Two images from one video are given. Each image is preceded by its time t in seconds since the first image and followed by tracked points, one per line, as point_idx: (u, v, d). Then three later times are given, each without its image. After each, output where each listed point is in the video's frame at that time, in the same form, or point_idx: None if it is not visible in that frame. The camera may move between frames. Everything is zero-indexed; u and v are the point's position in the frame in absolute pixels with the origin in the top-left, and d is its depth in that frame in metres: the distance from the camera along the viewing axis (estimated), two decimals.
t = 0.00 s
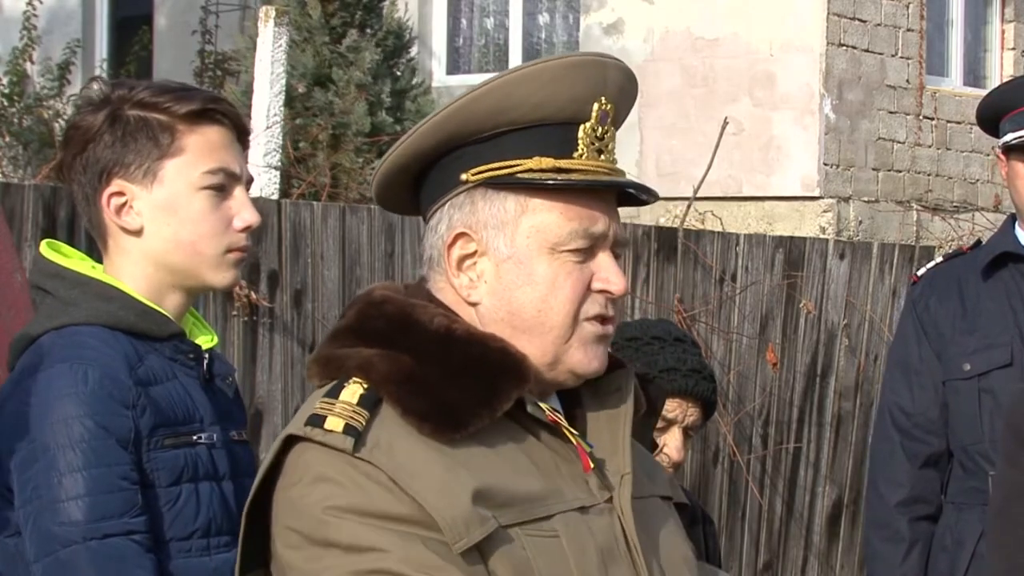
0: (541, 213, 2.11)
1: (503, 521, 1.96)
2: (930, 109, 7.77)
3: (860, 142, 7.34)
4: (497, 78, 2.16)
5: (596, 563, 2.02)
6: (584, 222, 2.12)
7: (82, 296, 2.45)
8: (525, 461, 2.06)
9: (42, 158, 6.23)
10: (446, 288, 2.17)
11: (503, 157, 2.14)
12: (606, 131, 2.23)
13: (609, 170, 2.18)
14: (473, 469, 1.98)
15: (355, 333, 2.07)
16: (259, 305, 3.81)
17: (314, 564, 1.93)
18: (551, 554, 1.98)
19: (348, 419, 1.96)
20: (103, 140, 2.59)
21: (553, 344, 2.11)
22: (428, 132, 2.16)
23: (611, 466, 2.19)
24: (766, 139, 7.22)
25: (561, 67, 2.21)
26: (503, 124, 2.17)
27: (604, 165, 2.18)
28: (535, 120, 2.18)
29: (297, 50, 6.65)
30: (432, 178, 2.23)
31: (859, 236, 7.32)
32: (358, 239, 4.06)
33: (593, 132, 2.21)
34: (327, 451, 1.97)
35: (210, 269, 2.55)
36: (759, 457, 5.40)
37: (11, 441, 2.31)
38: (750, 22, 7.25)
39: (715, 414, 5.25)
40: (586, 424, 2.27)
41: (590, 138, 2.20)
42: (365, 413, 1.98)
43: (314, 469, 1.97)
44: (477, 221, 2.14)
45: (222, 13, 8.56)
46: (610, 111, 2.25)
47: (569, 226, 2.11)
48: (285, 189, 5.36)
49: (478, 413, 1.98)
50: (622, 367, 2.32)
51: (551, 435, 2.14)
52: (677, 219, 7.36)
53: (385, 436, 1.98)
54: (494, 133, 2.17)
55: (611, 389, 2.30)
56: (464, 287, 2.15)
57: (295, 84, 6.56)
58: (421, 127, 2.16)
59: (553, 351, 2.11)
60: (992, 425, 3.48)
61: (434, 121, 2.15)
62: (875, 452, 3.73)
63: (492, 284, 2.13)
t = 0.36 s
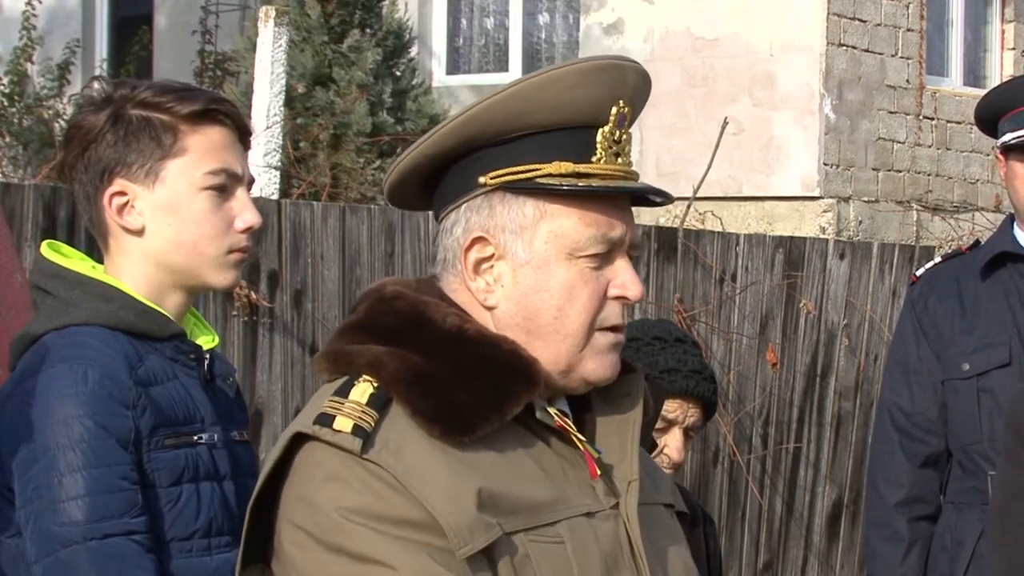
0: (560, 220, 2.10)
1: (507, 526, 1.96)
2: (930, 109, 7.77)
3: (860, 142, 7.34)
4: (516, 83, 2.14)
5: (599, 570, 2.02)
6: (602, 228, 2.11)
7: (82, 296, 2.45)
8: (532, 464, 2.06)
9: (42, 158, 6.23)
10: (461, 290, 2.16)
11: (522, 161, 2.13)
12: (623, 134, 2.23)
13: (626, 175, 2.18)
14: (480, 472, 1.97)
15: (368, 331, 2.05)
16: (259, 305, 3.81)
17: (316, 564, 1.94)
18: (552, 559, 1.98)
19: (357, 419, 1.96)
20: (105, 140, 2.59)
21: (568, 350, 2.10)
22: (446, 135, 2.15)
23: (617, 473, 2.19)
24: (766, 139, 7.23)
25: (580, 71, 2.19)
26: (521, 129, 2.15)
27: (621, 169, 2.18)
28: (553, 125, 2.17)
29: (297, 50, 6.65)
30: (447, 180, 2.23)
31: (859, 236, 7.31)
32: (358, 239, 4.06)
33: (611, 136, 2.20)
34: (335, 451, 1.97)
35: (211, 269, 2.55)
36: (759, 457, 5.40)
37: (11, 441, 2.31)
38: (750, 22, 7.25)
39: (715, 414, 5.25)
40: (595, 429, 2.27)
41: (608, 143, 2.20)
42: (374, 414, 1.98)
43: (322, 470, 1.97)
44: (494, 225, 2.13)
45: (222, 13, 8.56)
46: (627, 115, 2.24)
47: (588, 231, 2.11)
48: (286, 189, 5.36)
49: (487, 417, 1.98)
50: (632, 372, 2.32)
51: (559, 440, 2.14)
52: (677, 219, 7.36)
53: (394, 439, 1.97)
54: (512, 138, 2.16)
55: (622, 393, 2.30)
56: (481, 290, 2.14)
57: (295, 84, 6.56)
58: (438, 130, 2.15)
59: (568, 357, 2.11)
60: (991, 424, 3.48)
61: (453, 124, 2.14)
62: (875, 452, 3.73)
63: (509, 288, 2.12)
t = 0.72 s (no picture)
0: (553, 231, 2.09)
1: (492, 532, 1.96)
2: (930, 109, 7.77)
3: (860, 142, 7.34)
4: (515, 91, 2.13)
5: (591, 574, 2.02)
6: (596, 237, 2.09)
7: (82, 296, 2.45)
8: (522, 468, 2.06)
9: (42, 158, 6.23)
10: (459, 296, 2.17)
11: (518, 170, 2.12)
12: (627, 144, 2.20)
13: (628, 185, 2.14)
14: (466, 478, 1.98)
15: (365, 331, 2.05)
16: (259, 305, 3.81)
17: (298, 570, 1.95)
18: (541, 566, 1.98)
19: (342, 425, 1.96)
20: (107, 140, 2.59)
21: (559, 358, 2.09)
22: (445, 140, 2.16)
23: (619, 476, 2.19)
24: (766, 139, 7.23)
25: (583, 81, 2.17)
26: (520, 137, 2.15)
27: (623, 180, 2.14)
28: (554, 136, 2.16)
29: (298, 50, 6.65)
30: (452, 183, 2.24)
31: (859, 236, 7.31)
32: (358, 239, 4.06)
33: (612, 146, 2.18)
34: (319, 457, 1.97)
35: (212, 270, 2.55)
36: (759, 457, 5.41)
37: (11, 441, 2.31)
38: (750, 22, 7.25)
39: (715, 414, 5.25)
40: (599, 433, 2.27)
41: (608, 152, 2.17)
42: (360, 420, 1.98)
43: (305, 477, 1.97)
44: (491, 231, 2.13)
45: (222, 13, 8.57)
46: (631, 124, 2.21)
47: (583, 240, 2.09)
48: (286, 189, 5.36)
49: (474, 423, 1.97)
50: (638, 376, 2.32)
51: (555, 444, 2.14)
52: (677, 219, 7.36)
53: (379, 444, 1.97)
54: (512, 146, 2.15)
55: (626, 395, 2.31)
56: (477, 296, 2.14)
57: (295, 84, 6.56)
58: (438, 135, 2.16)
59: (558, 366, 2.10)
60: (990, 425, 3.49)
61: (451, 131, 2.15)
62: (875, 452, 3.73)
63: (504, 295, 2.12)
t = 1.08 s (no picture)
0: (540, 253, 2.08)
1: (451, 544, 1.95)
2: (930, 109, 7.77)
3: (860, 142, 7.33)
4: (507, 111, 2.12)
5: None
6: (583, 259, 2.07)
7: (80, 296, 2.45)
8: (491, 479, 2.06)
9: (42, 158, 6.24)
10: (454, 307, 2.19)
11: (512, 188, 2.13)
12: (624, 168, 2.18)
13: (621, 210, 2.13)
14: (426, 489, 1.98)
15: (353, 338, 2.04)
16: (259, 305, 3.81)
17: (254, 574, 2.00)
18: None
19: (297, 441, 2.02)
20: (105, 139, 2.59)
21: (543, 378, 2.08)
22: (442, 151, 2.18)
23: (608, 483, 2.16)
24: (766, 139, 7.23)
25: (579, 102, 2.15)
26: (513, 156, 2.15)
27: (617, 204, 2.13)
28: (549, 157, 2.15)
29: (298, 50, 6.66)
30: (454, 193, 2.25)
31: (859, 236, 7.31)
32: (358, 239, 4.06)
33: (607, 170, 2.16)
34: (278, 471, 2.02)
35: (210, 270, 2.55)
36: (759, 457, 5.40)
37: (9, 441, 2.31)
38: (750, 22, 7.25)
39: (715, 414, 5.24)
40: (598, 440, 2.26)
41: (601, 177, 2.16)
42: (319, 433, 2.03)
43: (265, 491, 2.03)
44: (481, 246, 2.14)
45: (222, 13, 8.57)
46: (629, 149, 2.19)
47: (569, 261, 2.07)
48: (286, 189, 5.37)
49: (431, 438, 1.97)
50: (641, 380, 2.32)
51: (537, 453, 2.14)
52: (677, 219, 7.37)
53: (335, 457, 2.00)
54: (506, 163, 2.16)
55: (629, 398, 2.30)
56: (466, 307, 2.16)
57: (295, 84, 6.56)
58: (434, 145, 2.18)
59: (543, 386, 2.09)
60: (989, 425, 3.49)
61: (446, 143, 2.16)
62: (874, 452, 3.73)
63: (492, 310, 2.12)
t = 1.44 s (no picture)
0: (526, 241, 2.09)
1: (440, 546, 1.97)
2: (930, 109, 7.76)
3: (860, 142, 7.33)
4: (487, 101, 2.13)
5: None
6: (571, 245, 2.08)
7: (76, 296, 2.45)
8: (484, 478, 2.06)
9: (42, 158, 6.24)
10: (444, 303, 2.19)
11: (496, 177, 2.13)
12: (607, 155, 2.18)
13: (606, 197, 2.13)
14: (416, 490, 1.99)
15: (345, 341, 2.03)
16: (259, 305, 3.81)
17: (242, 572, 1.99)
18: None
19: (288, 440, 2.02)
20: (103, 139, 2.59)
21: (536, 369, 2.08)
22: (426, 143, 2.19)
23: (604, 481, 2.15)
24: (766, 139, 7.23)
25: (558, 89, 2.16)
26: (495, 146, 2.15)
27: (602, 191, 2.13)
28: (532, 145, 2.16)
29: (298, 50, 6.65)
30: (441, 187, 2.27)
31: (859, 236, 7.31)
32: (358, 239, 4.06)
33: (590, 156, 2.16)
34: (267, 471, 2.01)
35: (207, 268, 2.55)
36: (759, 457, 5.40)
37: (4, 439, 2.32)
38: (750, 22, 7.25)
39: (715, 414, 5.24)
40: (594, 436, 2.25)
41: (584, 164, 2.16)
42: (311, 433, 2.03)
43: (254, 491, 2.02)
44: (468, 238, 2.14)
45: (222, 13, 8.57)
46: (611, 135, 2.19)
47: (557, 247, 2.08)
48: (286, 189, 5.37)
49: (425, 437, 1.97)
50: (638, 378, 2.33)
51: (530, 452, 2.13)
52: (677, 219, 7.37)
53: (327, 458, 2.00)
54: (490, 153, 2.16)
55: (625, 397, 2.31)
56: (456, 301, 2.16)
57: (296, 84, 6.56)
58: (419, 138, 2.19)
59: (536, 373, 2.08)
60: (989, 424, 3.49)
61: (429, 134, 2.17)
62: (874, 453, 3.73)
63: (481, 301, 2.12)
